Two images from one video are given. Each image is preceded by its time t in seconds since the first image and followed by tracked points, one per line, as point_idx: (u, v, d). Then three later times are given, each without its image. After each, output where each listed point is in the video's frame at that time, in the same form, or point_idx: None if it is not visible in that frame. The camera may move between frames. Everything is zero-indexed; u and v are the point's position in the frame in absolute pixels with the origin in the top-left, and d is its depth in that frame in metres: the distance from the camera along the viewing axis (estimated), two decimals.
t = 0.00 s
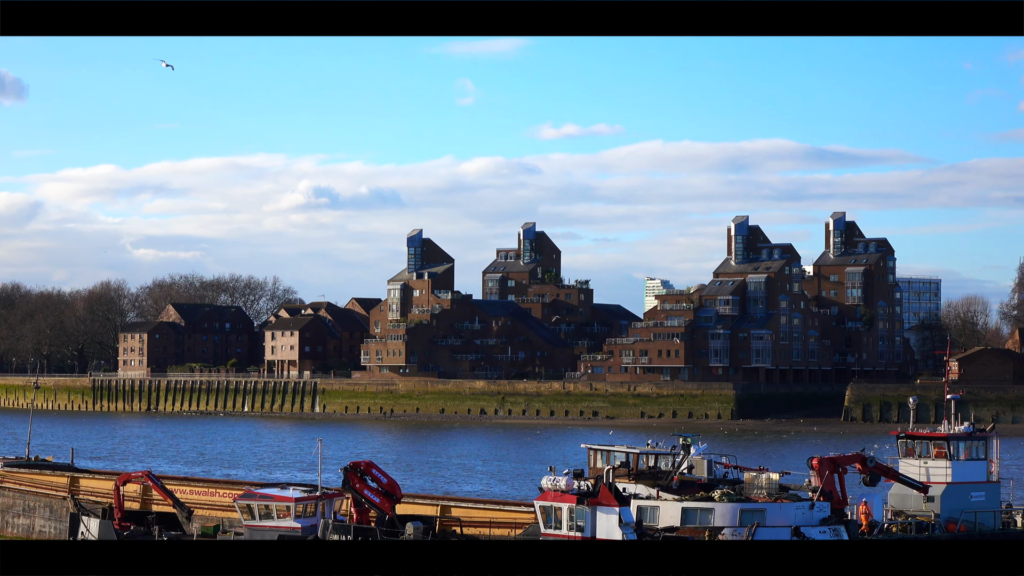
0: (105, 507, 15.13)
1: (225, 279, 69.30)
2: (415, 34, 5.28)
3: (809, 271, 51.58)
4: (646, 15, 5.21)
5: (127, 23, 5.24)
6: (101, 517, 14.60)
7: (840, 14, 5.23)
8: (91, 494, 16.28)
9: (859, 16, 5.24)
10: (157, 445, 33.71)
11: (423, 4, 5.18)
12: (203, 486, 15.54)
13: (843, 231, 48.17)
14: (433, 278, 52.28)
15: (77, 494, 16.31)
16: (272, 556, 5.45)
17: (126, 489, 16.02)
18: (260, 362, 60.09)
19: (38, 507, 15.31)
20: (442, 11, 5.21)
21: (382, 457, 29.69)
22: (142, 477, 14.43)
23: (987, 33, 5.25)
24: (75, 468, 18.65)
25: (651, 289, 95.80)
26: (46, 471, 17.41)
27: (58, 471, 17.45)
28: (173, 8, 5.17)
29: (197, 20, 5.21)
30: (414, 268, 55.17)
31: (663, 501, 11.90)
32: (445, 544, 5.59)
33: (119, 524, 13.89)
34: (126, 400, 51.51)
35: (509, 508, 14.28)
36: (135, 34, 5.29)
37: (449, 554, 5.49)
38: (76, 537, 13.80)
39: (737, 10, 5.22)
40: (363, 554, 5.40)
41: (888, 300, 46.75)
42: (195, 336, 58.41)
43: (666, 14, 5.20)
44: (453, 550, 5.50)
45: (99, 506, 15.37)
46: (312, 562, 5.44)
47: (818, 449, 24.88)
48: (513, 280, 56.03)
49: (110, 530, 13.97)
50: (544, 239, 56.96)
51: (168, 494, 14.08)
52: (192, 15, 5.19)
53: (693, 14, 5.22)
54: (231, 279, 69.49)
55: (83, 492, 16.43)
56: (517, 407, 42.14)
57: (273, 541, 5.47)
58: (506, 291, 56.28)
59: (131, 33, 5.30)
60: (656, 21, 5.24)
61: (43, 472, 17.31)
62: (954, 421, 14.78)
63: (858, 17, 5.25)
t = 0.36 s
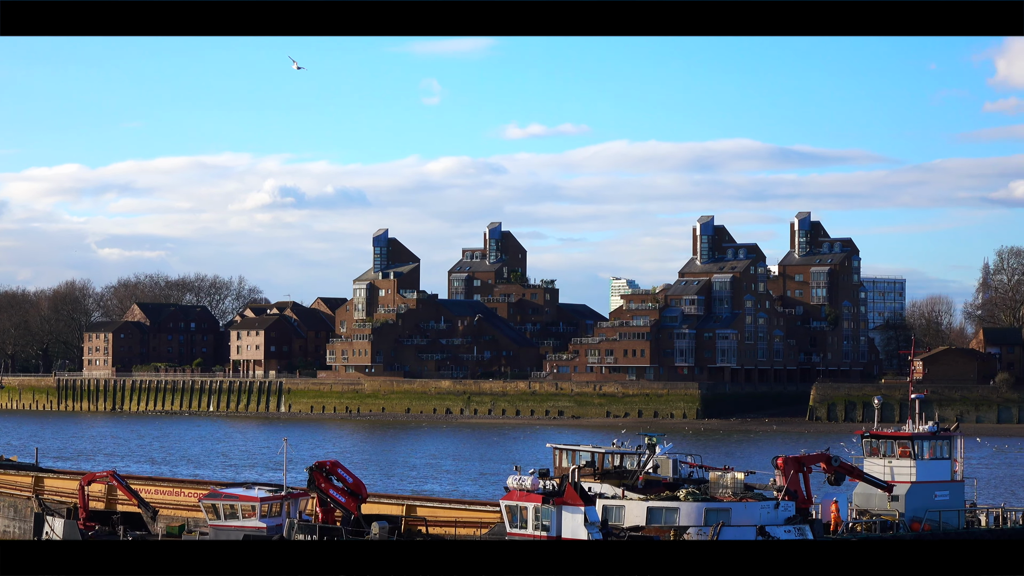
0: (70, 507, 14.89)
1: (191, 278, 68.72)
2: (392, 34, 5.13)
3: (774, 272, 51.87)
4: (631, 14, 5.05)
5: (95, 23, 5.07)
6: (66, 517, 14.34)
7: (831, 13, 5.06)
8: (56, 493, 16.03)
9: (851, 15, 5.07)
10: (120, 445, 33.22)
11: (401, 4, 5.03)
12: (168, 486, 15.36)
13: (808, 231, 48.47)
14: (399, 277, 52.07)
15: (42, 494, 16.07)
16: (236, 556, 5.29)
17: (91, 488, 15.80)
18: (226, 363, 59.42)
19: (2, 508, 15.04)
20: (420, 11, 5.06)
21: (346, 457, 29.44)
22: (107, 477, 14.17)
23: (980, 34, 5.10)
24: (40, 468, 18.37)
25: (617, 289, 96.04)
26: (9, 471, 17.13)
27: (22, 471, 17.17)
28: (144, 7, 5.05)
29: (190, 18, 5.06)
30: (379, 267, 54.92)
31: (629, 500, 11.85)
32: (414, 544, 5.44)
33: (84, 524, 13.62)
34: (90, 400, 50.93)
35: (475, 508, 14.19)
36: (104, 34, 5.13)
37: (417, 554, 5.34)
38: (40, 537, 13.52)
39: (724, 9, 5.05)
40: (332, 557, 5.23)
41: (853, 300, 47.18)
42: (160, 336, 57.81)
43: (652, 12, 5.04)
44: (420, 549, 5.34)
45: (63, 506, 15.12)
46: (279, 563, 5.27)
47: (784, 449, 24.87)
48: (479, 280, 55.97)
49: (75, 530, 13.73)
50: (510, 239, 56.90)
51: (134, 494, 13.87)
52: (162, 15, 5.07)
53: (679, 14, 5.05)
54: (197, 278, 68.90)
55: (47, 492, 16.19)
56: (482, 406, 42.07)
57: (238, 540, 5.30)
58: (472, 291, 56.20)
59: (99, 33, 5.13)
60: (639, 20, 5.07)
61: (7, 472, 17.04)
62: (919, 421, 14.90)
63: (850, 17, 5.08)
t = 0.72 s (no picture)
0: (32, 507, 14.68)
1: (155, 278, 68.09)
2: (376, 35, 4.80)
3: (738, 272, 52.13)
4: (668, 14, 4.69)
5: (8, 20, 4.67)
6: (28, 517, 14.13)
7: (847, 12, 4.68)
8: (18, 493, 15.83)
9: (869, 15, 4.69)
10: (82, 444, 32.80)
11: (386, 3, 4.68)
12: (131, 485, 15.19)
13: (773, 231, 48.78)
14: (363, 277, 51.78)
15: (4, 494, 15.85)
16: (198, 555, 5.20)
17: (53, 488, 15.58)
18: (190, 362, 58.75)
19: None
20: (439, 10, 4.72)
21: (310, 457, 29.27)
22: (69, 476, 13.98)
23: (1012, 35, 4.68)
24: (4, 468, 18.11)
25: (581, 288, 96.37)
26: None
27: None
28: (108, 7, 4.68)
29: (140, 18, 4.74)
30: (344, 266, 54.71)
31: (592, 500, 11.86)
32: (379, 543, 5.35)
33: (46, 524, 13.41)
34: (52, 399, 50.37)
35: (438, 507, 14.15)
36: None
37: (380, 554, 5.23)
38: (2, 536, 13.28)
39: (752, 10, 4.70)
40: (295, 555, 5.17)
41: (817, 300, 47.58)
42: (124, 335, 57.18)
43: (653, 13, 4.68)
44: (385, 549, 5.25)
45: (25, 506, 14.88)
46: (241, 563, 5.18)
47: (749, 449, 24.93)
48: (443, 279, 55.89)
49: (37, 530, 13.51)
50: (474, 238, 56.90)
51: (97, 494, 13.69)
52: (129, 14, 4.73)
53: (682, 13, 4.69)
54: (161, 277, 68.27)
55: (10, 492, 15.96)
56: (447, 406, 42.02)
57: (201, 540, 5.21)
58: (436, 290, 56.11)
59: (58, 33, 4.76)
60: (639, 20, 4.72)
61: None
62: (881, 421, 15.03)
63: (910, 18, 4.68)
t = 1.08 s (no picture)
0: None
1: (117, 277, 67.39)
2: (351, 35, 4.92)
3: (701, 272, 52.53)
4: (627, 14, 4.83)
5: None
6: None
7: (810, 13, 4.84)
8: None
9: (832, 15, 4.84)
10: (42, 445, 32.39)
11: (362, 3, 4.80)
12: (94, 486, 15.02)
13: (735, 231, 49.17)
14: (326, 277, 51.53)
15: None
16: (160, 554, 5.19)
17: (15, 490, 15.38)
18: (154, 362, 58.13)
19: None
20: (405, 11, 4.85)
21: (273, 457, 29.08)
22: (30, 477, 13.80)
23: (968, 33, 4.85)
24: None
25: (546, 288, 96.42)
26: None
27: None
28: (71, 6, 4.76)
29: (114, 18, 4.86)
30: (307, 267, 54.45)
31: (555, 500, 11.89)
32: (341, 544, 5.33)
33: (7, 525, 13.22)
34: (12, 400, 49.76)
35: (402, 508, 14.14)
36: None
37: (342, 554, 5.22)
38: None
39: (709, 10, 4.83)
40: (258, 555, 5.15)
41: (779, 300, 47.90)
42: (86, 335, 56.48)
43: (623, 12, 4.82)
44: (346, 549, 5.24)
45: None
46: (203, 562, 5.18)
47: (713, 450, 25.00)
48: (406, 279, 55.77)
49: None
50: (437, 238, 56.88)
51: (58, 495, 13.55)
52: (110, 14, 4.84)
53: (676, 13, 4.83)
54: (124, 277, 67.56)
55: None
56: (410, 406, 41.96)
57: (163, 540, 5.22)
58: (399, 290, 55.98)
59: (38, 33, 4.88)
60: (640, 20, 4.86)
61: None
62: (844, 419, 15.10)
63: (860, 17, 4.85)
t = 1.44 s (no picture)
0: None
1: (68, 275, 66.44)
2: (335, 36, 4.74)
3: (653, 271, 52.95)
4: (591, 14, 4.70)
5: None
6: None
7: (827, 15, 4.70)
8: None
9: (851, 17, 4.70)
10: None
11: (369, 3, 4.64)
12: (45, 485, 14.87)
13: (688, 230, 49.70)
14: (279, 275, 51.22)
15: None
16: (115, 555, 5.18)
17: None
18: (106, 361, 57.42)
19: None
20: (363, 10, 4.68)
21: (226, 457, 28.84)
22: None
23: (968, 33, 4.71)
24: None
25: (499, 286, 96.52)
26: None
27: None
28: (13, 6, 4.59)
29: (58, 18, 4.64)
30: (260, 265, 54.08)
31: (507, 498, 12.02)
32: (296, 544, 5.34)
33: None
34: None
35: (355, 507, 14.16)
36: None
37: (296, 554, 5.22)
38: None
39: (676, 10, 4.68)
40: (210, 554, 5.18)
41: (732, 298, 48.39)
42: (38, 334, 55.66)
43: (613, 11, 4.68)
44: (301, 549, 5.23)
45: None
46: (160, 561, 5.19)
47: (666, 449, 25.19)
48: (359, 278, 55.70)
49: None
50: (390, 236, 56.78)
51: (9, 495, 13.42)
52: (85, 15, 4.65)
53: (641, 13, 4.69)
54: (76, 275, 66.62)
55: None
56: (362, 404, 41.88)
57: (119, 540, 5.21)
58: (352, 289, 55.88)
59: None
60: (603, 20, 4.72)
61: None
62: (796, 417, 15.19)
63: (829, 18, 4.71)
